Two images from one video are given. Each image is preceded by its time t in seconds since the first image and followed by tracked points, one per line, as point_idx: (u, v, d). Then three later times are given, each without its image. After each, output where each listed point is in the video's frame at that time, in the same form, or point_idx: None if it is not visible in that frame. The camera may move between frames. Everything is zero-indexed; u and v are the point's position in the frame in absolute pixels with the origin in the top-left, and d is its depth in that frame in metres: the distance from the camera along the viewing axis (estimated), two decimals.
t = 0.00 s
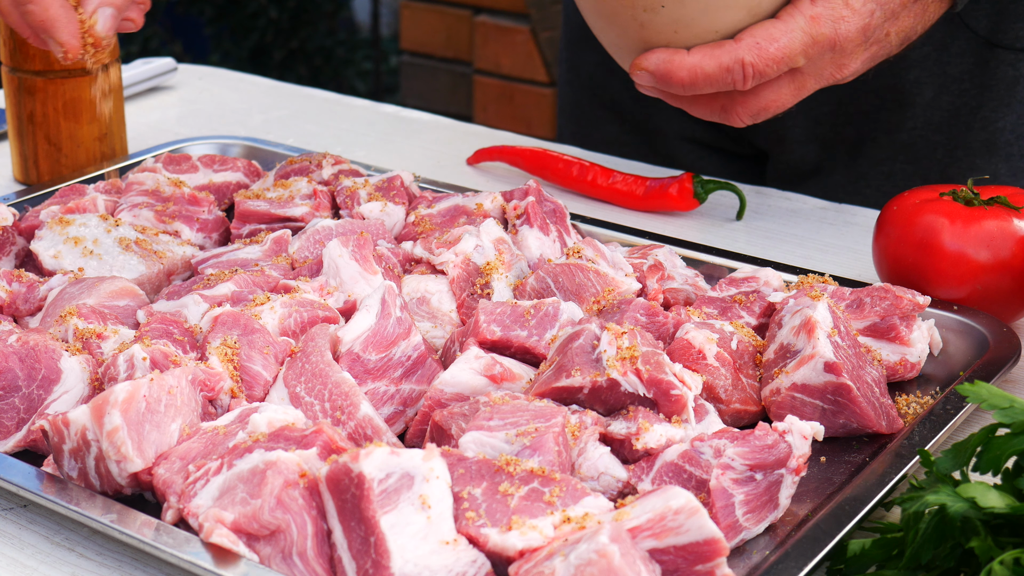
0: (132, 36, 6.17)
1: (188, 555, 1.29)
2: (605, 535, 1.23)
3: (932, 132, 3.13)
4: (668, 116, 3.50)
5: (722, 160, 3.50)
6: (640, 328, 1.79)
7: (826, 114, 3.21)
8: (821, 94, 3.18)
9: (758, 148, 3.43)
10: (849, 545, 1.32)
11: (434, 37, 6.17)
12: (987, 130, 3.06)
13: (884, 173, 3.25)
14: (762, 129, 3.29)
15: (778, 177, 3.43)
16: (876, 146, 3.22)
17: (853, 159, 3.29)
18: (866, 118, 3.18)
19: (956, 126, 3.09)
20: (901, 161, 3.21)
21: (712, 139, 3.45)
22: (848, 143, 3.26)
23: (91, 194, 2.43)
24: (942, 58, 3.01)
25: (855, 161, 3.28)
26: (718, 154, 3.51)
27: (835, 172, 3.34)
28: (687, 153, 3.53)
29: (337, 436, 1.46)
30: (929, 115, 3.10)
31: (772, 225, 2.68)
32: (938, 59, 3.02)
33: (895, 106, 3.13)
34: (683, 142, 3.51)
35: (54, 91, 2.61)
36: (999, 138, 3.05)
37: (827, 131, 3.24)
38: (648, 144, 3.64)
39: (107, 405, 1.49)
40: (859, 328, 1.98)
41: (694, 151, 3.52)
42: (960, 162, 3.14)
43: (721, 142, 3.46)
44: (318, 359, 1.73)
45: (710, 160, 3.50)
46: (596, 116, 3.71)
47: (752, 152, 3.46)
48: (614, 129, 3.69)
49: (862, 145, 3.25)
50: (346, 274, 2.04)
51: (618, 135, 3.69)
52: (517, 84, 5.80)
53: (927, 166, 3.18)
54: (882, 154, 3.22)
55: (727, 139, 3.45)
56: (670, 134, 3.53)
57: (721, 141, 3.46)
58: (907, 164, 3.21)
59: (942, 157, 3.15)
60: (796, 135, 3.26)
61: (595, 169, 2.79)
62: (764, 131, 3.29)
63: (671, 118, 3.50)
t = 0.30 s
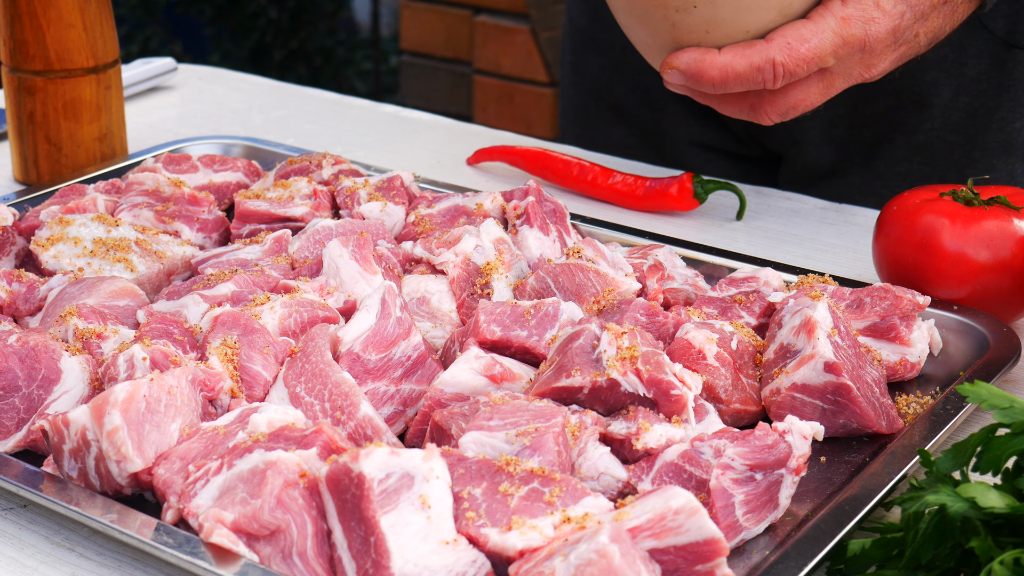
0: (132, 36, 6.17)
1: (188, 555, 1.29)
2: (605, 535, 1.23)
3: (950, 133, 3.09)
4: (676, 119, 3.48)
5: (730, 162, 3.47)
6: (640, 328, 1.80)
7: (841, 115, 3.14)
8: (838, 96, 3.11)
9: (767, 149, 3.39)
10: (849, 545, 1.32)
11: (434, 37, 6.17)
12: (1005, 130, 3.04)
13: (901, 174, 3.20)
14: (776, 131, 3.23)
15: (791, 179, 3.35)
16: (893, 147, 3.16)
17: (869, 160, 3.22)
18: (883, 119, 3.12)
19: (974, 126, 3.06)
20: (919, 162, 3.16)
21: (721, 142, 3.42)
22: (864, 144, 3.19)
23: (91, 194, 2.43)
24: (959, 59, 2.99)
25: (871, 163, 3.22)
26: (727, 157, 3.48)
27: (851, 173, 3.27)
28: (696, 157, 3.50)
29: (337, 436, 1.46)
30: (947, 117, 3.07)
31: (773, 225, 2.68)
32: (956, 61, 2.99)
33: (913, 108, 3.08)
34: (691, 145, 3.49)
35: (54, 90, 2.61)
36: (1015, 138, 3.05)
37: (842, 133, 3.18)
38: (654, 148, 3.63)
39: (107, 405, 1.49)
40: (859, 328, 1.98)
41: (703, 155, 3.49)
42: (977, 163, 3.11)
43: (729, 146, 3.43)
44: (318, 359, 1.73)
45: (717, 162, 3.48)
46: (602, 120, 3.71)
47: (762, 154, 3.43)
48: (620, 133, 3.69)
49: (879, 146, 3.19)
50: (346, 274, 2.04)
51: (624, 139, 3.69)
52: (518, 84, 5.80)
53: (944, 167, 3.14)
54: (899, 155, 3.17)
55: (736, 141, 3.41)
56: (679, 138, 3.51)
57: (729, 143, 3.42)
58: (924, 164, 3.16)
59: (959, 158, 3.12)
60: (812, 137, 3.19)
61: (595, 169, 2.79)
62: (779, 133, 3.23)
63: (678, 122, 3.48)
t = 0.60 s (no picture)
0: (132, 36, 6.18)
1: (188, 555, 1.29)
2: (605, 535, 1.23)
3: (965, 135, 3.07)
4: (681, 126, 3.49)
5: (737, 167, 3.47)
6: (640, 328, 1.80)
7: (853, 118, 3.15)
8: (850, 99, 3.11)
9: (775, 152, 3.40)
10: (849, 545, 1.32)
11: (434, 37, 6.16)
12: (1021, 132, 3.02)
13: (915, 176, 3.18)
14: (789, 136, 3.23)
15: (803, 181, 3.36)
16: (908, 150, 3.14)
17: (882, 163, 3.21)
18: (897, 122, 3.11)
19: (989, 128, 3.04)
20: (933, 164, 3.14)
21: (728, 147, 3.43)
22: (878, 147, 3.18)
23: (91, 194, 2.43)
24: (975, 61, 2.96)
25: (885, 165, 3.21)
26: (732, 163, 3.48)
27: (864, 176, 3.26)
28: (702, 162, 3.50)
29: (337, 436, 1.46)
30: (962, 119, 3.04)
31: (773, 225, 2.68)
32: (971, 63, 2.96)
33: (928, 110, 3.06)
34: (696, 152, 3.49)
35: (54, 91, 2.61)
36: None
37: (855, 136, 3.18)
38: (657, 153, 3.63)
39: (107, 405, 1.49)
40: (859, 328, 1.98)
41: (707, 161, 3.49)
42: (992, 165, 3.09)
43: (737, 151, 3.43)
44: (317, 359, 1.73)
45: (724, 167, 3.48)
46: (603, 125, 3.70)
47: (769, 157, 3.44)
48: (622, 139, 3.69)
49: (893, 148, 3.17)
50: (346, 274, 2.04)
51: (627, 144, 3.69)
52: (517, 84, 5.80)
53: (959, 169, 3.12)
54: (914, 158, 3.15)
55: (743, 146, 3.42)
56: (685, 144, 3.51)
57: (735, 148, 3.43)
58: (939, 166, 3.14)
59: (975, 159, 3.10)
60: (825, 141, 3.19)
61: (596, 169, 2.79)
62: (792, 137, 3.23)
63: (684, 129, 3.49)
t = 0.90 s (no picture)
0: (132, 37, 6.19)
1: (189, 555, 1.29)
2: (605, 535, 1.23)
3: (987, 135, 3.07)
4: (691, 132, 3.48)
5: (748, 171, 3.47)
6: (640, 328, 1.80)
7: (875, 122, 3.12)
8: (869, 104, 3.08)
9: (786, 154, 3.40)
10: (849, 545, 1.32)
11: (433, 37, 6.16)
12: None
13: (936, 176, 3.17)
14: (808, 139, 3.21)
15: (820, 185, 3.34)
16: (930, 151, 3.13)
17: (904, 164, 3.20)
18: (920, 124, 3.09)
19: (1011, 128, 3.05)
20: (955, 165, 3.13)
21: (739, 152, 3.42)
22: (899, 150, 3.17)
23: (91, 194, 2.43)
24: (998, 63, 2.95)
25: (906, 166, 3.19)
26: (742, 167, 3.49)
27: (884, 177, 3.24)
28: (714, 168, 3.51)
29: (337, 436, 1.46)
30: (985, 119, 3.04)
31: (773, 225, 2.68)
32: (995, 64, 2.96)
33: (951, 112, 3.04)
34: (706, 158, 3.50)
35: (54, 90, 2.61)
36: None
37: (875, 140, 3.15)
38: (665, 157, 3.64)
39: (107, 405, 1.49)
40: (859, 328, 1.99)
41: (718, 166, 3.50)
42: (1014, 165, 3.10)
43: (749, 156, 3.43)
44: (317, 359, 1.73)
45: (736, 172, 3.48)
46: (610, 130, 3.72)
47: (778, 158, 3.44)
48: (630, 143, 3.71)
49: (915, 150, 3.16)
50: (346, 274, 2.04)
51: (635, 149, 3.71)
52: (517, 84, 5.80)
53: (980, 169, 3.12)
54: (935, 159, 3.14)
55: (755, 151, 3.41)
56: (696, 151, 3.51)
57: (747, 153, 3.42)
58: (961, 167, 3.13)
59: (996, 159, 3.11)
60: (845, 144, 3.16)
61: (595, 169, 2.79)
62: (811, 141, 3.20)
63: (694, 136, 3.48)
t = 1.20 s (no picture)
0: (132, 36, 6.20)
1: (189, 555, 1.29)
2: (606, 535, 1.23)
3: (992, 138, 3.07)
4: (695, 134, 3.50)
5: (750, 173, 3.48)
6: (641, 328, 1.80)
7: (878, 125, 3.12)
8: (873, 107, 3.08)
9: (788, 156, 3.40)
10: (849, 545, 1.32)
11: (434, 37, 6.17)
12: None
13: (940, 179, 3.18)
14: (812, 142, 3.20)
15: (823, 188, 3.34)
16: (935, 154, 3.13)
17: (907, 167, 3.20)
18: (923, 126, 3.09)
19: (1016, 131, 3.05)
20: (959, 168, 3.13)
21: (742, 154, 3.44)
22: (903, 153, 3.17)
23: (91, 194, 2.43)
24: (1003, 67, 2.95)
25: (910, 169, 3.20)
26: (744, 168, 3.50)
27: (888, 180, 3.25)
28: (717, 169, 3.52)
29: (337, 436, 1.46)
30: (989, 122, 3.05)
31: (774, 225, 2.68)
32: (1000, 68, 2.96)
33: (956, 116, 3.05)
34: (709, 160, 3.51)
35: (54, 90, 2.61)
36: None
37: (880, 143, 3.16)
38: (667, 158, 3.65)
39: (107, 405, 1.49)
40: (859, 328, 1.98)
41: (721, 168, 3.51)
42: (1018, 168, 3.11)
43: (751, 157, 3.44)
44: (318, 359, 1.73)
45: (738, 173, 3.49)
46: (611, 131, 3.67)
47: (780, 161, 3.45)
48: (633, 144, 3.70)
49: (919, 153, 3.16)
50: (347, 274, 2.04)
51: (636, 149, 3.66)
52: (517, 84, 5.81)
53: (984, 171, 3.13)
54: (940, 162, 3.14)
55: (757, 153, 3.43)
56: (699, 152, 3.52)
57: (749, 154, 3.44)
58: (965, 170, 3.14)
59: (1001, 163, 3.11)
60: (848, 147, 3.16)
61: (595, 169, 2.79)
62: (814, 144, 3.20)
63: (698, 137, 3.50)
